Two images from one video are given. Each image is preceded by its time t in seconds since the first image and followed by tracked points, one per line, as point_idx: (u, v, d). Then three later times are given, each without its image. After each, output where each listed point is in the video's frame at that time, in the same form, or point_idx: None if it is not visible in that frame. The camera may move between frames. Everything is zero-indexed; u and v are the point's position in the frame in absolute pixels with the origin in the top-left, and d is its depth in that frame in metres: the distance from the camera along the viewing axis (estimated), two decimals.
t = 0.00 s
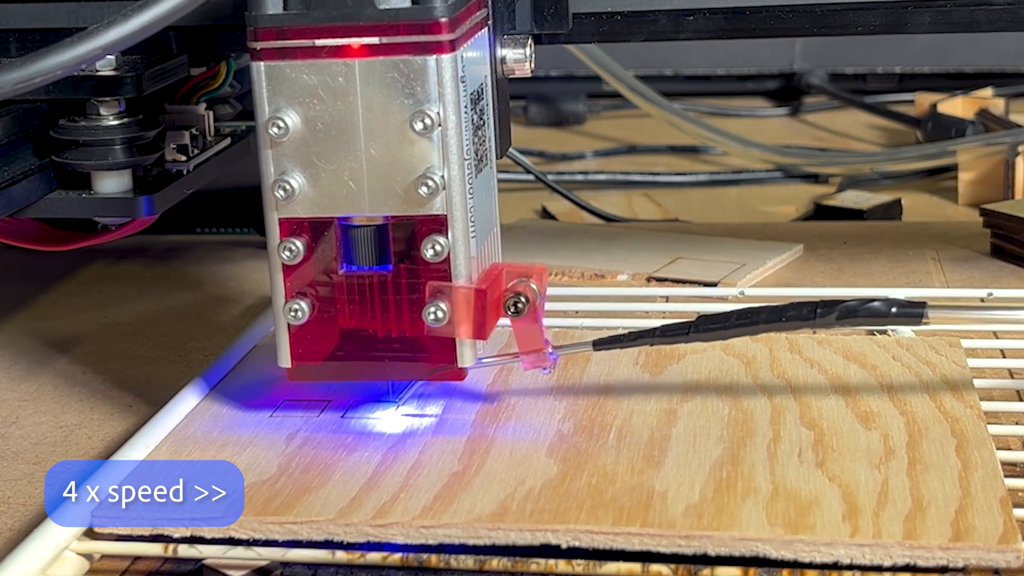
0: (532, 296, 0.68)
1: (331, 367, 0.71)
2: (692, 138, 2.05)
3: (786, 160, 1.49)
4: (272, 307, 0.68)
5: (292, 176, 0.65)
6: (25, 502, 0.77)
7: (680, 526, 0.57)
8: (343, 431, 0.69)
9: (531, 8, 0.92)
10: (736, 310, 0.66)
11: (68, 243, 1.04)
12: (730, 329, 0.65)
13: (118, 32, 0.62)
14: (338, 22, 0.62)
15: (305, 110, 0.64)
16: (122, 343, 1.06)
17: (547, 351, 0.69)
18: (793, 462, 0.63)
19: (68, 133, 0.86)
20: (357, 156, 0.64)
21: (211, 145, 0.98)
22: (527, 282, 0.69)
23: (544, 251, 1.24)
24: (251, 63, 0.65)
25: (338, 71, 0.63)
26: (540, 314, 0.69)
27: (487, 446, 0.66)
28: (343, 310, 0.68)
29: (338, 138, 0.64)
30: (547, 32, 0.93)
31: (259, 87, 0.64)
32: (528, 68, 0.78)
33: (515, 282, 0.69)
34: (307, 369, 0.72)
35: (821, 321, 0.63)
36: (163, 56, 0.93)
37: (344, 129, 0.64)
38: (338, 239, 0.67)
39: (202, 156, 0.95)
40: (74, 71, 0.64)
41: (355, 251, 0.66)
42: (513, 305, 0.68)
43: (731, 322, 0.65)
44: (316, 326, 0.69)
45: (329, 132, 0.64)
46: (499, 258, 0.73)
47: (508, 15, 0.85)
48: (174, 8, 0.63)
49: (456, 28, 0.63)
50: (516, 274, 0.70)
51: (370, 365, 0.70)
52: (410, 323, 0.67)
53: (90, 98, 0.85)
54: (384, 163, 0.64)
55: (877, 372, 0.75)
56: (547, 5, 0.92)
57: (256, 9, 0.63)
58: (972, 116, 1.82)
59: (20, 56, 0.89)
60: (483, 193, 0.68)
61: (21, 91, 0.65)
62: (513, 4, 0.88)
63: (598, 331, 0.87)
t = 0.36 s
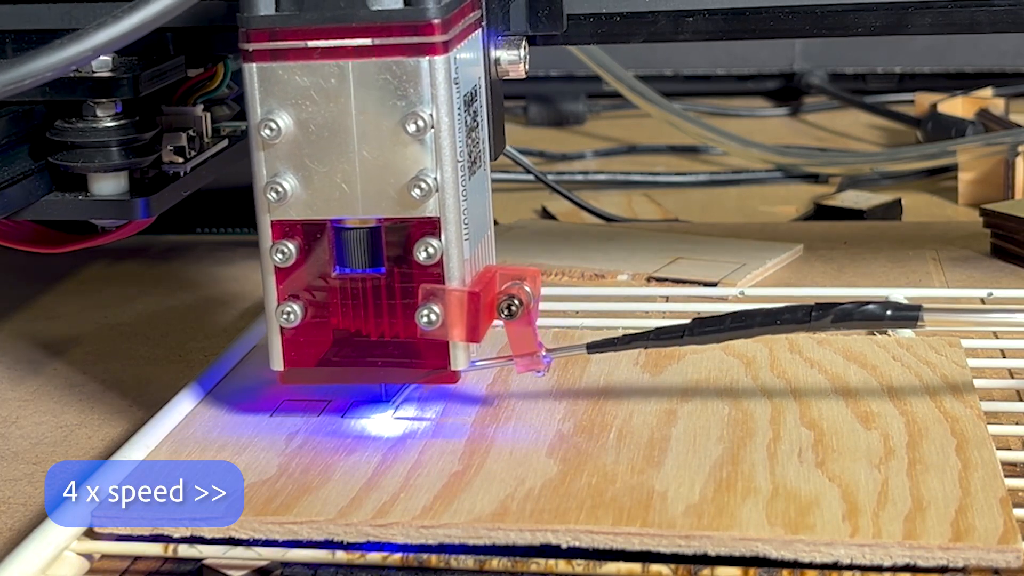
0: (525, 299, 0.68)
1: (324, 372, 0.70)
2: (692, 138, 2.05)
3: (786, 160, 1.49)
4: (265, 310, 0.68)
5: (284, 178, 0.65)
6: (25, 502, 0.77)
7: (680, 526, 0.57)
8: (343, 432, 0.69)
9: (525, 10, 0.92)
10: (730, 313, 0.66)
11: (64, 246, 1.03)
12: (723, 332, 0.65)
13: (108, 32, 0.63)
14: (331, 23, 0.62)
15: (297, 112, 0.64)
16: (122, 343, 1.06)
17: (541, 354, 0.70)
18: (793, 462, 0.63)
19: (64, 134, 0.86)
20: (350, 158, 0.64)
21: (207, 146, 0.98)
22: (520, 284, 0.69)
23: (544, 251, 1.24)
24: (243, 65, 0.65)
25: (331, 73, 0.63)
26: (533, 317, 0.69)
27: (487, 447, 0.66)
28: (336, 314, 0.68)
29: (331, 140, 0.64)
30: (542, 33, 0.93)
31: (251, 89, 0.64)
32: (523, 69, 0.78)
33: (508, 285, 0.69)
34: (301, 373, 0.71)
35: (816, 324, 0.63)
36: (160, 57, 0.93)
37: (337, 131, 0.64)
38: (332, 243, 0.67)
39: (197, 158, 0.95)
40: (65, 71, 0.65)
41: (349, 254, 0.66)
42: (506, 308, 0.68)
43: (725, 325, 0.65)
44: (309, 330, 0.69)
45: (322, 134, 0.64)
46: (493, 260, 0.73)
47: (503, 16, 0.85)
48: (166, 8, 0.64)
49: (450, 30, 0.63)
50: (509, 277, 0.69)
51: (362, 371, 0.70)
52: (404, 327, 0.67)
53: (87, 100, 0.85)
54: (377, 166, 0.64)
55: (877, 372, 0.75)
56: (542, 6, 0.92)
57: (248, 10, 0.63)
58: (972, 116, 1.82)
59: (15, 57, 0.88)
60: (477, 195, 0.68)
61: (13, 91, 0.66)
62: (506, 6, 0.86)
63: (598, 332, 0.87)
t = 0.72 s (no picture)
0: (511, 299, 0.68)
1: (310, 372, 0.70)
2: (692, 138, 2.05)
3: (786, 160, 1.49)
4: (250, 310, 0.68)
5: (269, 178, 0.65)
6: (25, 502, 0.77)
7: (680, 526, 0.57)
8: (342, 432, 0.69)
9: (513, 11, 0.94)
10: (715, 312, 0.66)
11: (64, 246, 1.03)
12: (708, 332, 0.65)
13: (93, 33, 0.61)
14: (316, 23, 0.62)
15: (282, 112, 0.64)
16: (121, 343, 1.06)
17: (526, 353, 0.69)
18: (793, 462, 0.63)
19: (64, 134, 0.86)
20: (335, 159, 0.64)
21: (207, 146, 0.98)
22: (506, 284, 0.68)
23: (544, 251, 1.24)
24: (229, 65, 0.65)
25: (316, 73, 0.63)
26: (519, 317, 0.69)
27: (487, 447, 0.66)
28: (322, 315, 0.68)
29: (316, 140, 0.64)
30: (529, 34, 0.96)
31: (236, 88, 0.64)
32: (509, 69, 0.78)
33: (494, 285, 0.69)
34: (286, 373, 0.70)
35: (799, 324, 0.63)
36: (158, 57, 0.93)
37: (321, 131, 0.64)
38: (317, 243, 0.67)
39: (197, 159, 0.94)
40: (46, 75, 0.62)
41: (333, 253, 0.66)
42: (492, 307, 0.67)
43: (709, 325, 0.65)
44: (297, 329, 0.69)
45: (307, 134, 0.64)
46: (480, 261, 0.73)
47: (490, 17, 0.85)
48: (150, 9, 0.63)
49: (434, 30, 0.63)
50: (495, 276, 0.69)
51: (348, 373, 0.69)
52: (389, 328, 0.68)
53: (87, 100, 0.85)
54: (361, 166, 0.64)
55: (877, 372, 0.75)
56: (527, 7, 0.94)
57: (233, 10, 0.63)
58: (971, 116, 1.82)
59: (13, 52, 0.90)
60: (462, 194, 0.68)
61: None
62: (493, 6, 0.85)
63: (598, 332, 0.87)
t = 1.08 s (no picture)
0: (497, 299, 0.68)
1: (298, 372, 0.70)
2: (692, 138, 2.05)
3: (786, 160, 1.49)
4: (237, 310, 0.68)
5: (256, 178, 0.65)
6: (25, 502, 0.77)
7: (680, 526, 0.57)
8: (341, 432, 0.69)
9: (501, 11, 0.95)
10: (701, 312, 0.66)
11: (64, 246, 1.03)
12: (693, 332, 0.65)
13: (77, 34, 0.61)
14: (303, 23, 0.62)
15: (269, 112, 0.64)
16: (121, 343, 1.06)
17: (513, 353, 0.70)
18: (793, 462, 0.63)
19: (64, 135, 0.87)
20: (321, 159, 0.64)
21: (208, 147, 0.98)
22: (492, 284, 0.69)
23: (544, 251, 1.24)
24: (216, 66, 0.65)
25: (302, 74, 0.63)
26: (505, 317, 0.69)
27: (487, 447, 0.66)
28: (309, 314, 0.68)
29: (302, 140, 0.64)
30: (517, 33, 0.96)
31: (222, 89, 0.64)
32: (496, 69, 0.78)
33: (481, 285, 0.69)
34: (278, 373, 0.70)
35: (784, 323, 0.63)
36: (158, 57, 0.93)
37: (308, 132, 0.64)
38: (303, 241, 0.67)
39: (197, 159, 0.95)
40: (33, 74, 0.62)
41: (320, 253, 0.66)
42: (478, 308, 0.68)
43: (695, 325, 0.65)
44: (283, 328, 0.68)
45: (293, 134, 0.64)
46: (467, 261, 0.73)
47: (481, 18, 0.85)
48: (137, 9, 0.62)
49: (421, 30, 0.63)
50: (481, 276, 0.69)
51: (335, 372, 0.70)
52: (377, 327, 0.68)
53: (87, 99, 0.85)
54: (349, 166, 0.64)
55: (877, 372, 0.75)
56: (516, 7, 0.95)
57: (220, 11, 0.63)
58: (971, 116, 1.82)
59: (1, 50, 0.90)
60: (449, 195, 0.68)
61: None
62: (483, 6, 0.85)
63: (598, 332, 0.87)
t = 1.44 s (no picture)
0: (487, 299, 0.68)
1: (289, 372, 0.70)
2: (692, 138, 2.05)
3: (786, 160, 1.49)
4: (228, 309, 0.68)
5: (246, 178, 0.65)
6: (25, 502, 0.77)
7: (680, 526, 0.57)
8: (340, 433, 0.69)
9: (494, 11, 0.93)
10: (691, 312, 0.66)
11: (69, 245, 1.03)
12: (684, 332, 0.65)
13: (65, 35, 0.61)
14: (293, 23, 0.62)
15: (259, 112, 0.64)
16: (122, 343, 1.06)
17: (502, 354, 0.70)
18: (793, 462, 0.63)
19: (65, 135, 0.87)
20: (312, 159, 0.64)
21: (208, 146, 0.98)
22: (482, 284, 0.69)
23: (543, 251, 1.24)
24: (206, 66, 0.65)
25: (292, 74, 0.63)
26: (495, 317, 0.69)
27: (487, 447, 0.66)
28: (301, 315, 0.68)
29: (292, 140, 0.64)
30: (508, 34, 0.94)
31: (213, 89, 0.64)
32: (488, 70, 0.78)
33: (470, 285, 0.69)
34: (264, 373, 0.71)
35: (773, 323, 0.63)
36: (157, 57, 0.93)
37: (298, 131, 0.64)
38: (295, 242, 0.66)
39: (197, 159, 0.95)
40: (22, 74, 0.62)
41: (311, 253, 0.66)
42: (469, 307, 0.67)
43: (685, 324, 0.65)
44: (273, 327, 0.68)
45: (283, 134, 0.64)
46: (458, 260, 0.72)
47: (473, 17, 0.85)
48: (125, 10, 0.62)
49: (410, 31, 0.63)
50: (472, 276, 0.69)
51: (325, 371, 0.70)
52: (368, 328, 0.67)
53: (87, 99, 0.85)
54: (340, 166, 0.64)
55: (877, 372, 0.75)
56: (508, 7, 0.93)
57: (210, 10, 0.63)
58: (971, 116, 1.82)
59: None
60: (440, 193, 0.68)
61: None
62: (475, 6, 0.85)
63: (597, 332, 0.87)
